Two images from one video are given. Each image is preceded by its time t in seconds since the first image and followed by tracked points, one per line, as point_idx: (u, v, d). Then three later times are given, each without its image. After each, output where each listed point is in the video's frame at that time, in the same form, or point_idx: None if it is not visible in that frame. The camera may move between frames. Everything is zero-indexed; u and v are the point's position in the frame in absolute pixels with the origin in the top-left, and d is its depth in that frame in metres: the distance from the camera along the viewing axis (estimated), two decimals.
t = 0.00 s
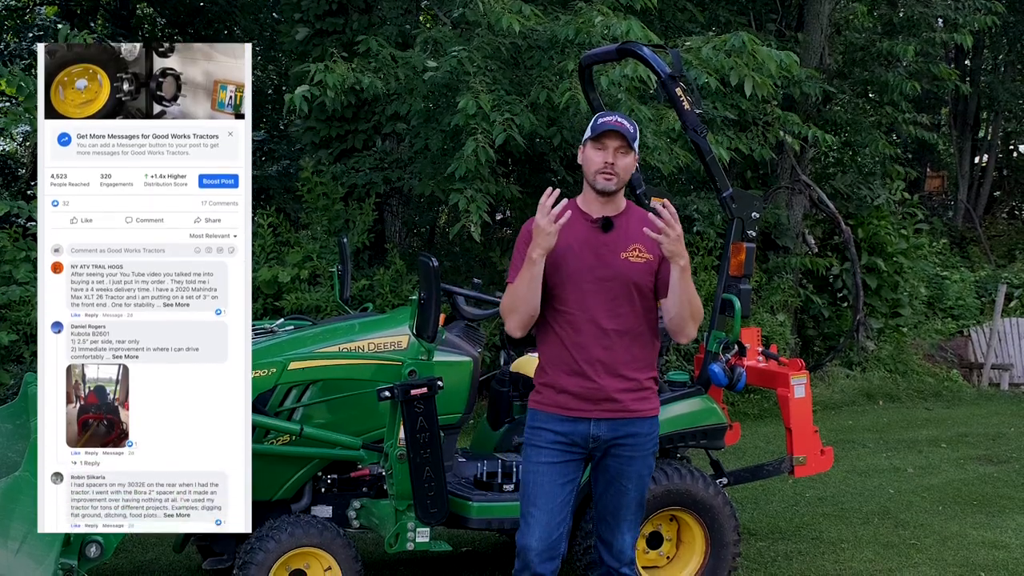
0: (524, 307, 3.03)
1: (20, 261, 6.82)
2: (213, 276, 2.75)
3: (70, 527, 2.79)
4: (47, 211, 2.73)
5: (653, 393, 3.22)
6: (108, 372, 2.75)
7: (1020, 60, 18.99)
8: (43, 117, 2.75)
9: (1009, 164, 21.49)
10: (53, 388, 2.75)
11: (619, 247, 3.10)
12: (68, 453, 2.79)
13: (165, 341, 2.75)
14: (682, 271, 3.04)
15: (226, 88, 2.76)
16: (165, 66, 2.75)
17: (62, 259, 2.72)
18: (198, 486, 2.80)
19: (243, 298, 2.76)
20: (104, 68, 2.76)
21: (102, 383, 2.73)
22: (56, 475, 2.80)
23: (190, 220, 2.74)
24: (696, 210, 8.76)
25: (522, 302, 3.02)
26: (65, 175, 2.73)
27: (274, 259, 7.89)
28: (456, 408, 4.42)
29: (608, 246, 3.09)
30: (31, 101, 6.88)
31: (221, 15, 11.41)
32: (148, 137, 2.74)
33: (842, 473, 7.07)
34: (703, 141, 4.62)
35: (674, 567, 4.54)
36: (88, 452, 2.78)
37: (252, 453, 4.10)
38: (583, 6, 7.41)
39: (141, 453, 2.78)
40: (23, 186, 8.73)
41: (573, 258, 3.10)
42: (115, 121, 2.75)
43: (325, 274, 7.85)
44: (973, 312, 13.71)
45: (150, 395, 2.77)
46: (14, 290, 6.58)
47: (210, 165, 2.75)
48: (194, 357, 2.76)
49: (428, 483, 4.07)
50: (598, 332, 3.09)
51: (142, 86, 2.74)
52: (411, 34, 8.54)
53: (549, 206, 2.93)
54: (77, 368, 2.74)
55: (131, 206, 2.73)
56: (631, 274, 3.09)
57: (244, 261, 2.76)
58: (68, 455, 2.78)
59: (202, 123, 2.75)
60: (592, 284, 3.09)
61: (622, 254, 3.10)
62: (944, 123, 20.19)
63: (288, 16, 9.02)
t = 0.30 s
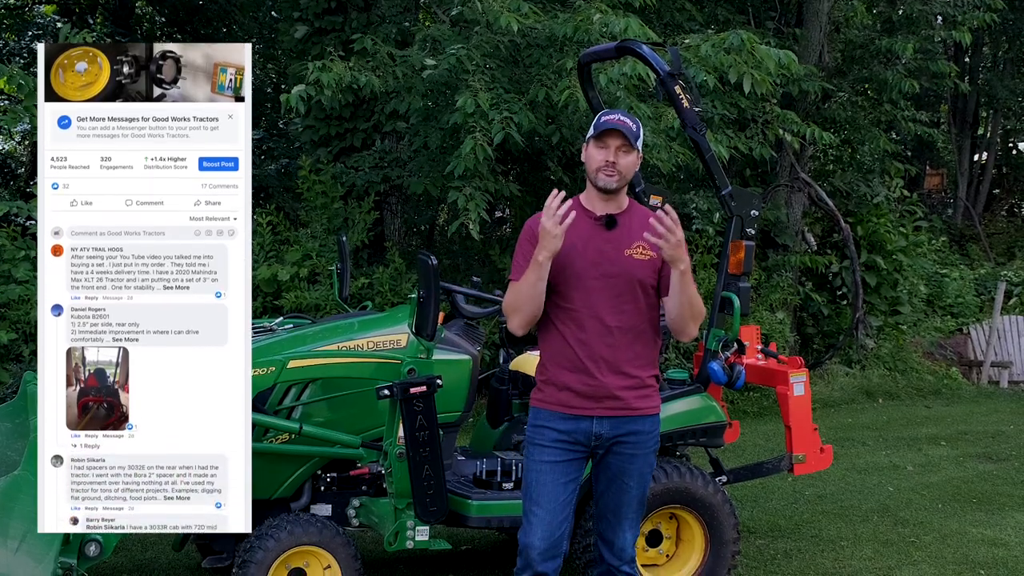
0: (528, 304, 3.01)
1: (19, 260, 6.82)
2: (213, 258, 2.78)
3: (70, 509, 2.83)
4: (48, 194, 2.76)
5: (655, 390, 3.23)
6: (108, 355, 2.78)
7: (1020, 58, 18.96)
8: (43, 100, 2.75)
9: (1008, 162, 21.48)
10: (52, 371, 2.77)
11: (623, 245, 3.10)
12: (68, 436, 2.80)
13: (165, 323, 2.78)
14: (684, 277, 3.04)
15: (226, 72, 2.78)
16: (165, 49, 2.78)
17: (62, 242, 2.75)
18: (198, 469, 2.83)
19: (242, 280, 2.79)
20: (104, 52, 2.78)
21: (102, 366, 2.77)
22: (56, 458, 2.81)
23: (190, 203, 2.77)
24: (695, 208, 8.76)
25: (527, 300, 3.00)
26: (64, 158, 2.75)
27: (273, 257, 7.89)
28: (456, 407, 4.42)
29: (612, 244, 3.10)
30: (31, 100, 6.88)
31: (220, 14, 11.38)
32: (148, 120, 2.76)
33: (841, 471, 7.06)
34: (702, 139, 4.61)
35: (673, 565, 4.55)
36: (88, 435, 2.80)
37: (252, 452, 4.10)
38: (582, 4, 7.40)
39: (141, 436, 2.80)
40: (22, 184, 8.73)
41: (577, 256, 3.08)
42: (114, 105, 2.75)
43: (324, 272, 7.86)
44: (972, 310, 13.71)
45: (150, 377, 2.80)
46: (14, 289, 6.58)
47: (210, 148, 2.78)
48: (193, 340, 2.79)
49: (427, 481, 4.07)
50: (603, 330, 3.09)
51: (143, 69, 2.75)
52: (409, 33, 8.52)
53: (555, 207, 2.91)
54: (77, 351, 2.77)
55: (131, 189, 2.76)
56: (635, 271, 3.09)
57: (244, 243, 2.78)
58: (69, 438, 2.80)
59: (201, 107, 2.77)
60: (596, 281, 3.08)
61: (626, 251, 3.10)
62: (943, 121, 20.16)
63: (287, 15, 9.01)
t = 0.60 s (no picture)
0: (532, 308, 2.99)
1: (18, 259, 6.82)
2: (212, 241, 2.81)
3: (71, 490, 2.85)
4: (48, 177, 2.78)
5: (654, 388, 3.23)
6: (108, 336, 2.81)
7: (1019, 57, 18.96)
8: (43, 82, 2.78)
9: (1008, 160, 21.48)
10: (52, 354, 2.79)
11: (625, 244, 3.10)
12: (68, 418, 2.83)
13: (165, 305, 2.81)
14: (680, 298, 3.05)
15: (226, 54, 2.83)
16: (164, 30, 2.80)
17: (62, 225, 2.78)
18: (198, 450, 2.86)
19: (242, 262, 2.82)
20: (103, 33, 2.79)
21: (103, 347, 2.80)
22: (56, 441, 2.84)
23: (190, 185, 2.80)
24: (695, 207, 8.76)
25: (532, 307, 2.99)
26: (65, 142, 2.79)
27: (273, 256, 7.89)
28: (455, 406, 4.41)
29: (614, 243, 3.09)
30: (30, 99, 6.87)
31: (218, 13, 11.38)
32: (148, 103, 2.79)
33: (841, 470, 7.07)
34: (701, 138, 4.61)
35: (673, 564, 4.55)
36: (88, 417, 2.83)
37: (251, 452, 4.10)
38: (581, 2, 7.39)
39: (140, 417, 2.83)
40: (21, 184, 8.73)
41: (579, 256, 3.07)
42: (114, 87, 2.78)
43: (324, 271, 7.87)
44: (972, 309, 13.71)
45: (149, 359, 2.82)
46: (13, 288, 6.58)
47: (210, 131, 2.81)
48: (193, 321, 2.82)
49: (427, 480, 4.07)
50: (604, 330, 3.09)
51: (142, 51, 2.78)
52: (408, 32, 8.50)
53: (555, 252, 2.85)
54: (77, 333, 2.80)
55: (131, 172, 2.79)
56: (637, 270, 3.09)
57: (243, 226, 2.82)
58: (69, 420, 2.83)
59: (201, 90, 2.81)
60: (599, 282, 3.08)
61: (628, 251, 3.10)
62: (943, 120, 20.17)
63: (286, 14, 9.02)
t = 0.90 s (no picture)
0: (537, 305, 2.99)
1: (18, 257, 6.82)
2: (213, 222, 2.74)
3: (70, 472, 2.76)
4: (48, 157, 2.71)
5: (654, 386, 3.23)
6: (108, 318, 2.73)
7: (1019, 55, 18.96)
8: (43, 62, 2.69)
9: (1008, 159, 21.49)
10: (52, 336, 2.72)
11: (626, 242, 3.10)
12: (67, 399, 2.75)
13: (165, 286, 2.73)
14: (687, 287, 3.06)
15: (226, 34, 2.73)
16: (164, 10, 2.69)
17: (62, 205, 2.70)
18: (198, 432, 2.78)
19: (242, 243, 2.74)
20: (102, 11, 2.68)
21: (102, 328, 2.72)
22: (56, 422, 2.75)
23: (190, 166, 2.72)
24: (695, 206, 8.76)
25: (537, 304, 2.98)
26: (65, 121, 2.70)
27: (273, 255, 7.89)
28: (455, 404, 4.41)
29: (616, 241, 3.09)
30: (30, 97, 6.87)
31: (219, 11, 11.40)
32: (148, 83, 2.70)
33: (840, 469, 7.07)
34: (702, 136, 4.61)
35: (672, 563, 4.55)
36: (88, 398, 2.75)
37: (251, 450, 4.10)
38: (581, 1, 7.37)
39: (141, 399, 2.75)
40: (22, 182, 8.74)
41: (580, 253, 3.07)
42: (114, 67, 2.69)
43: (324, 269, 7.88)
44: (971, 308, 13.72)
45: (150, 340, 2.75)
46: (13, 286, 6.58)
47: (210, 111, 2.73)
48: (193, 303, 2.75)
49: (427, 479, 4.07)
50: (604, 328, 3.09)
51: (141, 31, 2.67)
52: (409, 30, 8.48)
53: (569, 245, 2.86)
54: (77, 314, 2.73)
55: (131, 151, 2.71)
56: (638, 269, 3.10)
57: (244, 207, 2.74)
58: (69, 401, 2.74)
59: (201, 70, 2.72)
60: (600, 280, 3.08)
61: (629, 249, 3.10)
62: (943, 119, 20.16)
63: (286, 13, 9.02)
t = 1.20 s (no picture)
0: (553, 298, 2.96)
1: (17, 256, 6.82)
2: (213, 202, 2.72)
3: (70, 452, 2.74)
4: (48, 137, 2.70)
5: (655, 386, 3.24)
6: (108, 298, 2.72)
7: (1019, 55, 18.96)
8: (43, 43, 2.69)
9: (1008, 159, 21.50)
10: (52, 316, 2.70)
11: (631, 241, 3.11)
12: (67, 379, 2.72)
13: (165, 266, 2.72)
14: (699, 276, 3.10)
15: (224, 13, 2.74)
16: None
17: (62, 185, 2.69)
18: (198, 411, 2.76)
19: (242, 223, 2.72)
20: None
21: (102, 308, 2.70)
22: (56, 402, 2.73)
23: (189, 146, 2.71)
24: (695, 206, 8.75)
25: (555, 296, 2.95)
26: (65, 102, 2.69)
27: (273, 254, 7.89)
28: (455, 404, 4.41)
29: (621, 240, 3.11)
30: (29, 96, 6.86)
31: (218, 11, 11.40)
32: (148, 63, 2.69)
33: (840, 468, 7.07)
34: (701, 136, 4.61)
35: (672, 562, 4.55)
36: (88, 378, 2.72)
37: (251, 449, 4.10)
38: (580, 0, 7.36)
39: (141, 378, 2.73)
40: (22, 182, 8.74)
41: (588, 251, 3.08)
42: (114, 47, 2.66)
43: (324, 269, 7.88)
44: (971, 307, 13.73)
45: (149, 321, 2.73)
46: (13, 286, 6.57)
47: (210, 91, 2.72)
48: (193, 283, 2.73)
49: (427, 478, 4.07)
50: (610, 327, 3.09)
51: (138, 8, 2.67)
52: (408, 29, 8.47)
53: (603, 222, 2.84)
54: (77, 295, 2.71)
55: (131, 132, 2.70)
56: (643, 269, 3.12)
57: (244, 187, 2.73)
58: (69, 381, 2.72)
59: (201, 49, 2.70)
60: (607, 278, 3.08)
61: (634, 248, 3.12)
62: (943, 118, 20.17)
63: (286, 13, 9.02)
